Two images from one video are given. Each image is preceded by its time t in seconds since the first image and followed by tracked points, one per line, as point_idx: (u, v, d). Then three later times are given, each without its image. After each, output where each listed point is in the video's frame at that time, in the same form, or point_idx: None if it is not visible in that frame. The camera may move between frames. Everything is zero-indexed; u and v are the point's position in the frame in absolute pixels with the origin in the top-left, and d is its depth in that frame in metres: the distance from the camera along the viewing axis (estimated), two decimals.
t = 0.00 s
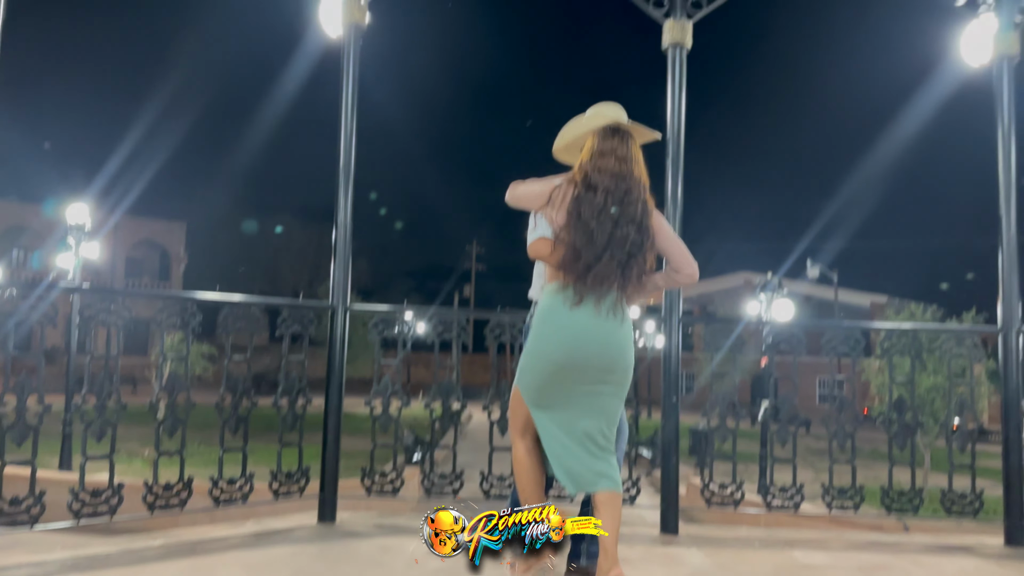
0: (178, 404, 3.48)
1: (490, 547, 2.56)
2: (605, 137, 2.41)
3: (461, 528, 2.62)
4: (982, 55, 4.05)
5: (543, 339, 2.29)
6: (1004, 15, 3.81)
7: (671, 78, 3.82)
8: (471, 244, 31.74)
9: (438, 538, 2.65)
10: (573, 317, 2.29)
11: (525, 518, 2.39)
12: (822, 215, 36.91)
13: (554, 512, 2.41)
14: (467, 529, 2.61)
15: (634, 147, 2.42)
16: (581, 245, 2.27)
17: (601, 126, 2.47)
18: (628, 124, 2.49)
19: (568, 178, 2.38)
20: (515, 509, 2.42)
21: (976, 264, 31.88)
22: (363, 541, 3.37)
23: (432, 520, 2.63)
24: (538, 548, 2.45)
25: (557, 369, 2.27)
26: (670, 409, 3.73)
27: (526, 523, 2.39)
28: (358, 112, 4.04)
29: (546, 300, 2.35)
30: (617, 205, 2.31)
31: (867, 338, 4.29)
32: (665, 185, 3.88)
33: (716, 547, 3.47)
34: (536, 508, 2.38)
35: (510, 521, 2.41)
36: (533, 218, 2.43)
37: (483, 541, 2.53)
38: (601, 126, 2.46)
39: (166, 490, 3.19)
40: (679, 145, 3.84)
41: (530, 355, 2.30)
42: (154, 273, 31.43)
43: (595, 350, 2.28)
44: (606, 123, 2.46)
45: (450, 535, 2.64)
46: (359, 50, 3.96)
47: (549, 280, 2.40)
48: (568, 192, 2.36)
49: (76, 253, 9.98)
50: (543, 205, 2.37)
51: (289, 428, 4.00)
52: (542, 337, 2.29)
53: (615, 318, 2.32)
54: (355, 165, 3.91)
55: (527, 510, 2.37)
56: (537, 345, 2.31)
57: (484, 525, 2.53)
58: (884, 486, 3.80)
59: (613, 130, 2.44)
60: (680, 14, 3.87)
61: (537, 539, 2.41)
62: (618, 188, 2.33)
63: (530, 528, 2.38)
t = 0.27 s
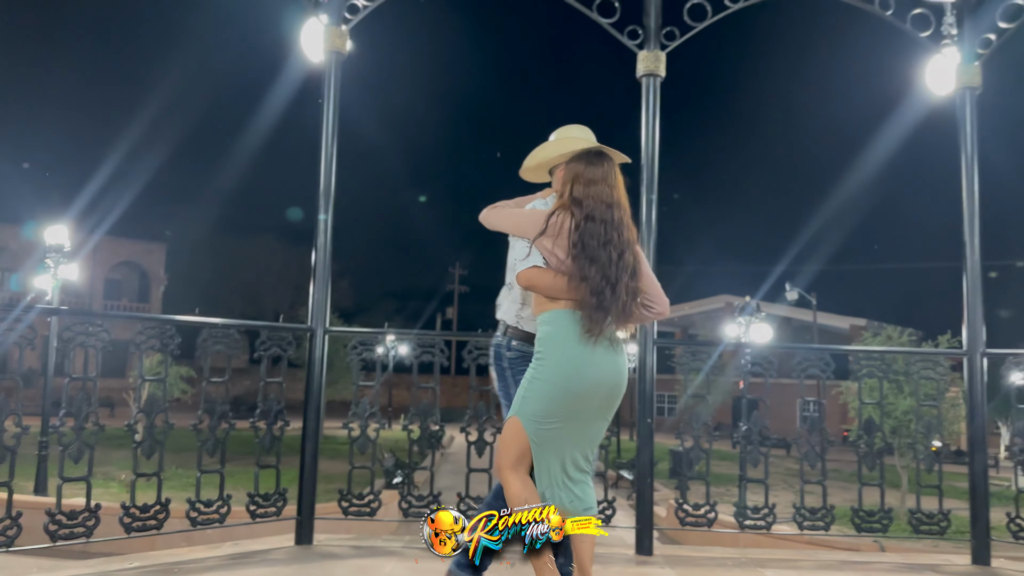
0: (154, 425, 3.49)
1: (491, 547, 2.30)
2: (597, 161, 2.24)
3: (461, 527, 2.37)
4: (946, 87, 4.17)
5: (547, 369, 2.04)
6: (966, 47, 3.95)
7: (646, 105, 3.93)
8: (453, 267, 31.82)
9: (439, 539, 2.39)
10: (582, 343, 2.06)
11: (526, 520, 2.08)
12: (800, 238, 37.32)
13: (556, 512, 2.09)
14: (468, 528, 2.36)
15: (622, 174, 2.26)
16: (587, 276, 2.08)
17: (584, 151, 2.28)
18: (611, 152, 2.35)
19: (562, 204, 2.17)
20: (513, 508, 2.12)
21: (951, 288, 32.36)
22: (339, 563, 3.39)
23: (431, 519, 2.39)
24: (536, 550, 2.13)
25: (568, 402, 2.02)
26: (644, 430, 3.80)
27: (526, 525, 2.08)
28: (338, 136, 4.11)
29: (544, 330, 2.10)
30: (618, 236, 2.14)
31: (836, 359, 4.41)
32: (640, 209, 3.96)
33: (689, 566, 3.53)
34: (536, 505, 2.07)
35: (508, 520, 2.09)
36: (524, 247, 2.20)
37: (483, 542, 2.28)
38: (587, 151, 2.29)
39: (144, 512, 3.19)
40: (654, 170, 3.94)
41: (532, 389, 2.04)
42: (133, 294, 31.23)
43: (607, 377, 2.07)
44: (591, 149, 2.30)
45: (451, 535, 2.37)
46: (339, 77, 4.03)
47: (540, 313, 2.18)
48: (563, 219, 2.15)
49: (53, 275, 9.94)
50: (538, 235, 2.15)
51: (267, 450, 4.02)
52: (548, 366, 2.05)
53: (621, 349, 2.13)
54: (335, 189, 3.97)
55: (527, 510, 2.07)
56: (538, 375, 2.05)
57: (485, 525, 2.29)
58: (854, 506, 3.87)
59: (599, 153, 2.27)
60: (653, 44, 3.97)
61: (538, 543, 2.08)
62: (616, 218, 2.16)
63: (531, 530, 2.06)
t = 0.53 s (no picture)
0: (138, 437, 3.53)
1: (490, 547, 2.02)
2: (576, 163, 2.17)
3: (461, 527, 2.05)
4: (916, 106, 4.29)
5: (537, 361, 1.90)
6: (934, 69, 4.08)
7: (626, 124, 4.03)
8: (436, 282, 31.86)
9: (438, 539, 2.07)
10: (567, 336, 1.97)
11: (526, 520, 1.86)
12: (778, 252, 37.85)
13: (556, 512, 1.89)
14: (469, 528, 2.04)
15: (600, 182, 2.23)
16: (583, 281, 2.02)
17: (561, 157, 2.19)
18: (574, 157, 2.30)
19: (551, 205, 2.07)
20: (512, 508, 1.90)
21: (925, 302, 32.96)
22: (323, 571, 3.43)
23: (431, 519, 2.07)
24: (538, 551, 1.91)
25: (561, 397, 1.90)
26: (623, 440, 3.86)
27: (527, 526, 1.86)
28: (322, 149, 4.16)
29: (527, 326, 1.96)
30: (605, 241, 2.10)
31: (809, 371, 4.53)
32: (619, 223, 4.05)
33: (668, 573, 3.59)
34: (536, 505, 1.86)
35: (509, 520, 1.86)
36: (506, 245, 2.03)
37: (484, 542, 2.00)
38: (562, 154, 2.19)
39: (128, 523, 3.22)
40: (633, 185, 4.04)
41: (523, 387, 1.87)
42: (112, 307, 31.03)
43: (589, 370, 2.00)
44: (565, 153, 2.21)
45: (451, 534, 2.06)
46: (324, 92, 4.09)
47: (519, 312, 2.03)
48: (557, 224, 2.04)
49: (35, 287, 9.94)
50: (531, 235, 2.00)
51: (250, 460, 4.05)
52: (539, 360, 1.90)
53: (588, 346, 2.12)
54: (319, 203, 4.02)
55: (526, 510, 1.86)
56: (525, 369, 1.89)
57: (484, 524, 2.01)
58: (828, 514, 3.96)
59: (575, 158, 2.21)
60: (632, 63, 4.06)
61: (538, 542, 1.88)
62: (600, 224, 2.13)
63: (530, 530, 1.86)
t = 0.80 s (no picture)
0: (131, 443, 3.55)
1: (490, 546, 1.99)
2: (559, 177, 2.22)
3: (461, 527, 2.05)
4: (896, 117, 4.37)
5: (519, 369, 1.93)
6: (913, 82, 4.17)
7: (613, 135, 4.12)
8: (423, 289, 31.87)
9: (438, 539, 2.08)
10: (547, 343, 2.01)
11: (526, 520, 1.91)
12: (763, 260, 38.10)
13: (555, 512, 2.01)
14: (468, 528, 2.04)
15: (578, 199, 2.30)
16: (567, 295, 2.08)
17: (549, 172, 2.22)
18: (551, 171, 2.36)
19: (538, 219, 2.11)
20: (511, 509, 1.92)
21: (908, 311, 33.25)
22: None
23: (431, 519, 2.08)
24: (536, 551, 1.97)
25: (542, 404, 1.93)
26: (610, 446, 3.95)
27: (526, 527, 1.93)
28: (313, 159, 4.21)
29: (508, 334, 2.00)
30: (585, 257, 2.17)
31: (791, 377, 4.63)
32: (607, 231, 4.13)
33: None
34: (536, 506, 1.95)
35: (512, 520, 1.90)
36: (496, 255, 2.05)
37: (484, 542, 1.98)
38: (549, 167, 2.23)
39: (120, 528, 3.25)
40: (620, 195, 4.12)
41: (512, 395, 1.90)
42: (96, 314, 30.84)
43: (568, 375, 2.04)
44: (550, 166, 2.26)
45: (451, 535, 2.07)
46: (315, 101, 4.14)
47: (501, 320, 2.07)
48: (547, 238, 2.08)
49: (20, 294, 9.89)
50: (524, 248, 2.03)
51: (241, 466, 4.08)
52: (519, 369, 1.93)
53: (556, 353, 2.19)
54: (310, 212, 4.07)
55: (526, 511, 1.92)
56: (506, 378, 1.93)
57: (485, 525, 1.99)
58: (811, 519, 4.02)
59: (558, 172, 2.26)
60: (618, 76, 4.15)
61: (538, 543, 1.95)
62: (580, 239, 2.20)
63: (530, 531, 1.93)
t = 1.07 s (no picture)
0: (122, 448, 3.57)
1: (491, 547, 2.01)
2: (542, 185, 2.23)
3: (461, 528, 2.00)
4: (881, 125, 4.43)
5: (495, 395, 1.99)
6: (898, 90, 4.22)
7: (602, 142, 4.16)
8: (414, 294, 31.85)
9: (438, 539, 2.07)
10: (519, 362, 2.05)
11: (526, 520, 2.05)
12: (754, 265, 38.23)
13: (554, 514, 2.15)
14: (468, 528, 1.99)
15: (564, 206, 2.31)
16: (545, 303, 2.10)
17: (534, 180, 2.24)
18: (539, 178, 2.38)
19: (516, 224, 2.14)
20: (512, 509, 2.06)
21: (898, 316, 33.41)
22: None
23: (430, 519, 2.04)
24: (537, 551, 2.11)
25: (510, 419, 1.98)
26: (599, 450, 3.99)
27: (527, 526, 2.05)
28: (304, 166, 4.24)
29: (485, 352, 2.05)
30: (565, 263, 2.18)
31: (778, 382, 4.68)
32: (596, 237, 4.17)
33: None
34: (536, 506, 2.09)
35: (512, 519, 1.99)
36: (470, 261, 2.10)
37: (484, 542, 1.98)
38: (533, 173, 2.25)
39: (112, 532, 3.27)
40: (609, 203, 4.17)
41: (480, 408, 1.97)
42: (86, 319, 30.71)
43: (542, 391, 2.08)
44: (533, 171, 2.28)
45: (450, 535, 2.04)
46: (307, 108, 4.17)
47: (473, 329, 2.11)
48: (526, 243, 2.10)
49: (11, 298, 9.84)
50: (498, 251, 2.07)
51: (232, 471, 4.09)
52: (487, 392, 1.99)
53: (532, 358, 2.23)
54: (301, 217, 4.09)
55: (527, 512, 2.06)
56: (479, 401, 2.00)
57: (484, 525, 1.97)
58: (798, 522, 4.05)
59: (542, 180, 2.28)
60: (607, 84, 4.21)
61: (538, 543, 2.09)
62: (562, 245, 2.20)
63: (531, 530, 2.06)
